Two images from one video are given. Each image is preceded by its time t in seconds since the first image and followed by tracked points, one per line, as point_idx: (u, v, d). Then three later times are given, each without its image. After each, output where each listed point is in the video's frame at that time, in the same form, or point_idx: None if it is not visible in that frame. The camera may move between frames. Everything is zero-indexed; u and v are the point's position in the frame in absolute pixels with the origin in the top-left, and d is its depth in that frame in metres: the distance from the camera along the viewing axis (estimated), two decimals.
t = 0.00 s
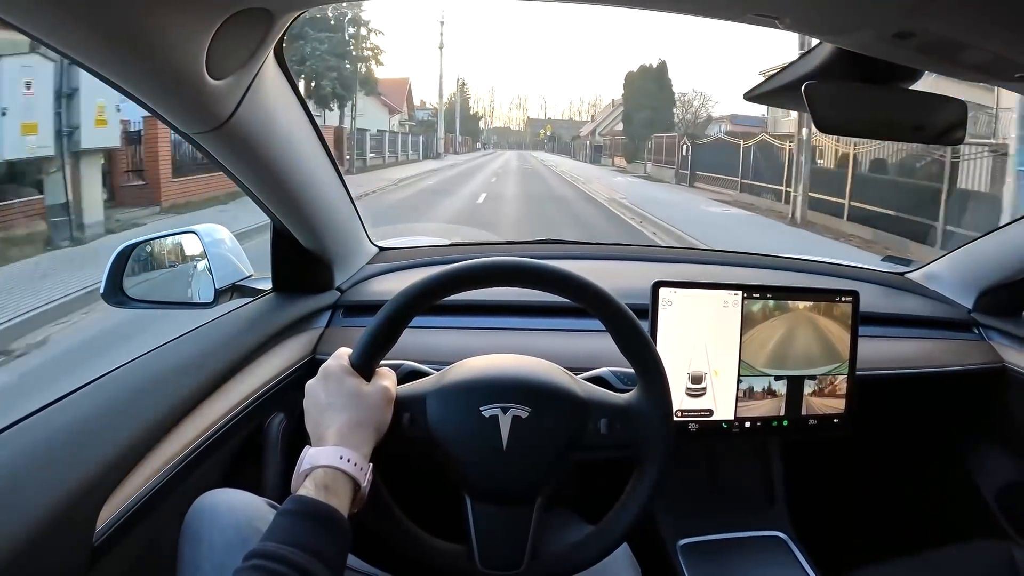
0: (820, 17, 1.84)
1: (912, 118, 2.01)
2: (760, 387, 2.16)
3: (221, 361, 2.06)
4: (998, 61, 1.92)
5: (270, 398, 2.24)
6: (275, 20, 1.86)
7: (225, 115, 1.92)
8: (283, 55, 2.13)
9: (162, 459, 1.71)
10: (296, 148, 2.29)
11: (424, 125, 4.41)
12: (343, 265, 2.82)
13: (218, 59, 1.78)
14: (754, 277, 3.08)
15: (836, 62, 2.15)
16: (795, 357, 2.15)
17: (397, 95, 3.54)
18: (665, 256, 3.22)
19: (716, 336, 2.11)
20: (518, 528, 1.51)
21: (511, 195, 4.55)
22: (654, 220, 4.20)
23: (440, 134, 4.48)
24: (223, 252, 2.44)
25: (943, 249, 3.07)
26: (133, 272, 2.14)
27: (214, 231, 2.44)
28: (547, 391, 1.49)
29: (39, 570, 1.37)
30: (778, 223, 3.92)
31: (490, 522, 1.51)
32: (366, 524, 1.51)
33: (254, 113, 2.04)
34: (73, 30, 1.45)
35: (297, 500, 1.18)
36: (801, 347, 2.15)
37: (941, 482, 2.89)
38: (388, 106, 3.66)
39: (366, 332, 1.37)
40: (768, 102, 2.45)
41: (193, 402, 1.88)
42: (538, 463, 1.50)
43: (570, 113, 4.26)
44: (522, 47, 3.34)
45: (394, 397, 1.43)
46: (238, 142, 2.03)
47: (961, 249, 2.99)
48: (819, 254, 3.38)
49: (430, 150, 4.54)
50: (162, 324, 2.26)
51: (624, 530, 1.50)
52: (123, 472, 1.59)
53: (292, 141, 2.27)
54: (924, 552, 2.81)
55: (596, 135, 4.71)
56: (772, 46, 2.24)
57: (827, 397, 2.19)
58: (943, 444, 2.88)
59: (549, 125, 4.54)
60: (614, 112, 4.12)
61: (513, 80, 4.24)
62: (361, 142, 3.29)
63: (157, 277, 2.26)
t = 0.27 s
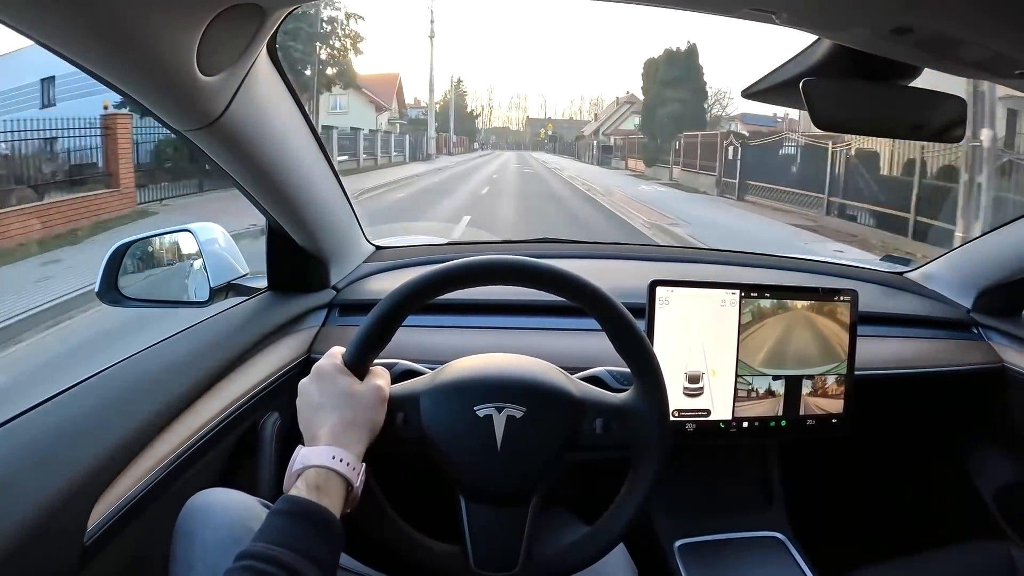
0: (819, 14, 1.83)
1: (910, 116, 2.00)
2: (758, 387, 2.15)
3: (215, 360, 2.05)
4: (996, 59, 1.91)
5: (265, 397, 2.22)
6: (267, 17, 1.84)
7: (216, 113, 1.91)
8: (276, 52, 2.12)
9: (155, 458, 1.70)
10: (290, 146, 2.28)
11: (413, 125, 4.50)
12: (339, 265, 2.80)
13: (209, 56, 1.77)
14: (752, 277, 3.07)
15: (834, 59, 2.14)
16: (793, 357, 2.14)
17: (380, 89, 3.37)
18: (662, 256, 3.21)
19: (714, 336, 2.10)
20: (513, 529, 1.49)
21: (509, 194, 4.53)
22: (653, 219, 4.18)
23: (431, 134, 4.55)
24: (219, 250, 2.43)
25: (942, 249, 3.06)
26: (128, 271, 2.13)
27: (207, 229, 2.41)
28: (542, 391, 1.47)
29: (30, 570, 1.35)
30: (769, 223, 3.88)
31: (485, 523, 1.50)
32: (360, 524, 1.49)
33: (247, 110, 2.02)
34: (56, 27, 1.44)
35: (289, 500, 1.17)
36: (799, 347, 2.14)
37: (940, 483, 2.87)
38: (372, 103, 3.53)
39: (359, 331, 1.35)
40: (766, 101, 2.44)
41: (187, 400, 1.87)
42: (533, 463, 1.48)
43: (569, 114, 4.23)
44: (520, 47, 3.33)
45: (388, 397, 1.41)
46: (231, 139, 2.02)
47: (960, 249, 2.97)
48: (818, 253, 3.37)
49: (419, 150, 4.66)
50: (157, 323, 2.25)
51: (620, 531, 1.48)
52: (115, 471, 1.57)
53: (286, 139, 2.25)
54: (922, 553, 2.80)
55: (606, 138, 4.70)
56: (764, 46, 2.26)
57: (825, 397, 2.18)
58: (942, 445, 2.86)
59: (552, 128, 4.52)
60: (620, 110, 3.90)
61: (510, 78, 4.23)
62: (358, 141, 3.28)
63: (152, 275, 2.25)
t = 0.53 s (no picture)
0: (815, 19, 1.85)
1: (905, 119, 2.01)
2: (755, 388, 2.17)
3: (216, 362, 2.06)
4: (992, 63, 1.92)
5: (265, 398, 2.24)
6: (268, 23, 1.85)
7: (217, 119, 1.92)
8: (277, 55, 2.13)
9: (157, 459, 1.71)
10: (290, 149, 2.29)
11: (400, 124, 4.26)
12: (338, 266, 2.82)
13: (211, 61, 1.78)
14: (750, 278, 3.09)
15: (830, 62, 2.15)
16: (790, 358, 2.16)
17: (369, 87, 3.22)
18: (660, 257, 3.23)
19: (712, 337, 2.12)
20: (513, 530, 1.51)
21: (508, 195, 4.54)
22: (652, 220, 4.20)
23: (419, 135, 4.32)
24: (219, 252, 2.45)
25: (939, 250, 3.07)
26: (130, 273, 2.15)
27: (209, 231, 2.42)
28: (541, 392, 1.49)
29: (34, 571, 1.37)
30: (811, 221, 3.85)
31: (485, 524, 1.51)
32: (360, 524, 1.51)
33: (248, 114, 2.04)
34: (60, 36, 1.46)
35: (292, 501, 1.18)
36: (796, 348, 2.15)
37: (938, 484, 2.89)
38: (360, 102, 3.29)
39: (360, 333, 1.37)
40: (763, 103, 2.46)
41: (189, 402, 1.88)
42: (532, 464, 1.50)
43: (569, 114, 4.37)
44: (519, 48, 3.35)
45: (388, 399, 1.43)
46: (231, 143, 2.03)
47: (957, 250, 2.99)
48: (816, 254, 3.39)
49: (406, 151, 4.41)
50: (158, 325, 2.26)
51: (619, 531, 1.50)
52: (118, 472, 1.58)
53: (286, 142, 2.26)
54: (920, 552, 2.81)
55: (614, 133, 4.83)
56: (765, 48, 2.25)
57: (822, 398, 2.19)
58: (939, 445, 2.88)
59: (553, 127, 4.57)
60: (625, 108, 4.06)
61: (508, 79, 4.24)
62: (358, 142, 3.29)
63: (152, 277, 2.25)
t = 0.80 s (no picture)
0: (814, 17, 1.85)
1: (902, 118, 2.01)
2: (753, 387, 2.17)
3: (214, 361, 2.05)
4: (990, 61, 1.92)
5: (263, 398, 2.23)
6: (263, 21, 1.84)
7: (214, 117, 1.92)
8: (274, 53, 2.12)
9: (155, 460, 1.70)
10: (288, 148, 2.28)
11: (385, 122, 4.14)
12: (336, 265, 2.81)
13: (209, 60, 1.78)
14: (748, 277, 3.09)
15: (828, 61, 2.15)
16: (788, 357, 2.15)
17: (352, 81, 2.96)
18: (657, 256, 3.23)
19: (710, 336, 2.11)
20: (512, 529, 1.50)
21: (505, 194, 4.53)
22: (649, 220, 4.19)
23: (403, 132, 4.30)
24: (217, 251, 2.44)
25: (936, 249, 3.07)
26: (127, 273, 2.14)
27: (208, 231, 2.42)
28: (539, 391, 1.48)
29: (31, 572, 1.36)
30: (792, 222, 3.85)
31: (484, 523, 1.51)
32: (359, 524, 1.50)
33: (246, 113, 2.03)
34: (57, 34, 1.45)
35: (290, 501, 1.17)
36: (794, 347, 2.15)
37: (936, 483, 2.89)
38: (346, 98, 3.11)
39: (358, 332, 1.36)
40: (761, 102, 2.47)
41: (186, 403, 1.87)
42: (531, 462, 1.49)
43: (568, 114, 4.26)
44: (517, 48, 3.34)
45: (387, 398, 1.42)
46: (228, 141, 2.02)
47: (954, 249, 2.99)
48: (814, 253, 3.39)
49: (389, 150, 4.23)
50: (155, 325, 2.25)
51: (619, 530, 1.49)
52: (116, 473, 1.58)
53: (284, 141, 2.25)
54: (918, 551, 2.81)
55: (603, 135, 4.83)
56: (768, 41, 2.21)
57: (821, 397, 2.19)
58: (938, 444, 2.88)
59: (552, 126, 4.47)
60: (627, 107, 3.94)
61: (505, 78, 4.23)
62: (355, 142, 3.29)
63: (151, 277, 2.25)
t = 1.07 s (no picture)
0: (815, 14, 1.84)
1: (904, 116, 2.01)
2: (752, 386, 2.16)
3: (211, 360, 2.04)
4: (991, 59, 1.92)
5: (259, 398, 2.22)
6: (261, 18, 1.83)
7: (211, 113, 1.91)
8: (272, 50, 2.11)
9: (151, 460, 1.69)
10: (285, 146, 2.28)
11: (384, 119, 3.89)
12: (333, 264, 2.80)
13: (207, 55, 1.77)
14: (745, 276, 3.09)
15: (828, 59, 2.15)
16: (787, 356, 2.15)
17: (332, 74, 2.72)
18: (655, 255, 3.22)
19: (708, 335, 2.11)
20: (510, 528, 1.50)
21: (502, 194, 4.52)
22: (646, 220, 4.18)
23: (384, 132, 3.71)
24: (214, 250, 2.43)
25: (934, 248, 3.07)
26: (122, 271, 2.12)
27: (205, 230, 2.41)
28: (538, 390, 1.48)
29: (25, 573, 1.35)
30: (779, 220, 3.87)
31: (482, 523, 1.50)
32: (357, 524, 1.49)
33: (243, 110, 2.02)
34: (51, 29, 1.44)
35: (288, 502, 1.16)
36: (793, 346, 2.14)
37: (934, 482, 2.89)
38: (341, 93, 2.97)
39: (356, 331, 1.35)
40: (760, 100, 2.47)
41: (183, 402, 1.86)
42: (529, 461, 1.49)
43: (567, 113, 4.12)
44: (516, 46, 3.32)
45: (384, 397, 1.41)
46: (225, 138, 2.01)
47: (950, 249, 2.99)
48: (811, 253, 3.39)
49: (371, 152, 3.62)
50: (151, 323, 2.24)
51: (618, 529, 1.49)
52: (111, 472, 1.56)
53: (281, 139, 2.24)
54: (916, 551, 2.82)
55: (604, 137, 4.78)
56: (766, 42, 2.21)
57: (818, 397, 2.19)
58: (936, 444, 2.88)
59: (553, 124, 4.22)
60: (633, 104, 4.08)
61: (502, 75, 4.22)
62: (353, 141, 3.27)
63: (143, 276, 2.24)
